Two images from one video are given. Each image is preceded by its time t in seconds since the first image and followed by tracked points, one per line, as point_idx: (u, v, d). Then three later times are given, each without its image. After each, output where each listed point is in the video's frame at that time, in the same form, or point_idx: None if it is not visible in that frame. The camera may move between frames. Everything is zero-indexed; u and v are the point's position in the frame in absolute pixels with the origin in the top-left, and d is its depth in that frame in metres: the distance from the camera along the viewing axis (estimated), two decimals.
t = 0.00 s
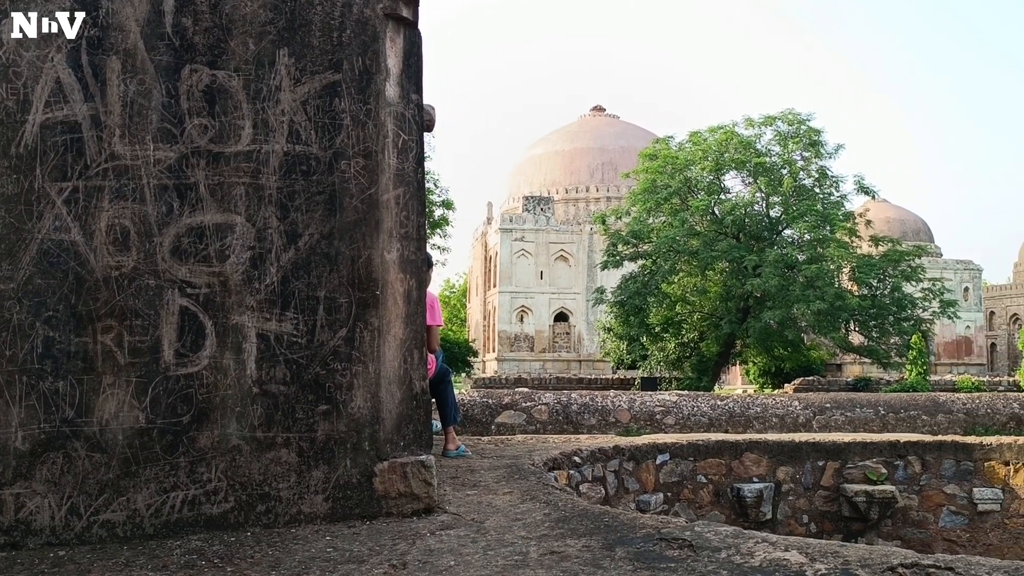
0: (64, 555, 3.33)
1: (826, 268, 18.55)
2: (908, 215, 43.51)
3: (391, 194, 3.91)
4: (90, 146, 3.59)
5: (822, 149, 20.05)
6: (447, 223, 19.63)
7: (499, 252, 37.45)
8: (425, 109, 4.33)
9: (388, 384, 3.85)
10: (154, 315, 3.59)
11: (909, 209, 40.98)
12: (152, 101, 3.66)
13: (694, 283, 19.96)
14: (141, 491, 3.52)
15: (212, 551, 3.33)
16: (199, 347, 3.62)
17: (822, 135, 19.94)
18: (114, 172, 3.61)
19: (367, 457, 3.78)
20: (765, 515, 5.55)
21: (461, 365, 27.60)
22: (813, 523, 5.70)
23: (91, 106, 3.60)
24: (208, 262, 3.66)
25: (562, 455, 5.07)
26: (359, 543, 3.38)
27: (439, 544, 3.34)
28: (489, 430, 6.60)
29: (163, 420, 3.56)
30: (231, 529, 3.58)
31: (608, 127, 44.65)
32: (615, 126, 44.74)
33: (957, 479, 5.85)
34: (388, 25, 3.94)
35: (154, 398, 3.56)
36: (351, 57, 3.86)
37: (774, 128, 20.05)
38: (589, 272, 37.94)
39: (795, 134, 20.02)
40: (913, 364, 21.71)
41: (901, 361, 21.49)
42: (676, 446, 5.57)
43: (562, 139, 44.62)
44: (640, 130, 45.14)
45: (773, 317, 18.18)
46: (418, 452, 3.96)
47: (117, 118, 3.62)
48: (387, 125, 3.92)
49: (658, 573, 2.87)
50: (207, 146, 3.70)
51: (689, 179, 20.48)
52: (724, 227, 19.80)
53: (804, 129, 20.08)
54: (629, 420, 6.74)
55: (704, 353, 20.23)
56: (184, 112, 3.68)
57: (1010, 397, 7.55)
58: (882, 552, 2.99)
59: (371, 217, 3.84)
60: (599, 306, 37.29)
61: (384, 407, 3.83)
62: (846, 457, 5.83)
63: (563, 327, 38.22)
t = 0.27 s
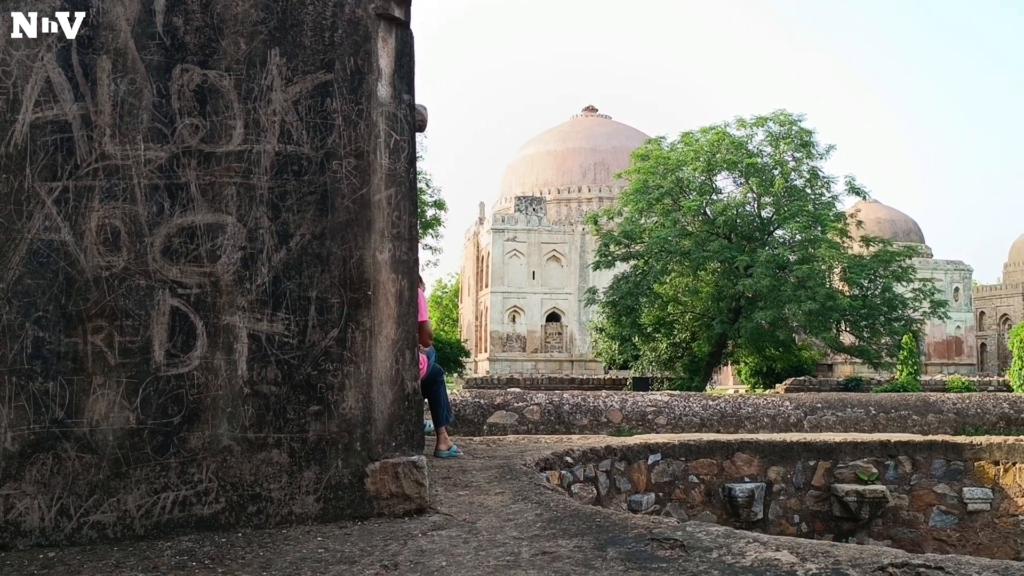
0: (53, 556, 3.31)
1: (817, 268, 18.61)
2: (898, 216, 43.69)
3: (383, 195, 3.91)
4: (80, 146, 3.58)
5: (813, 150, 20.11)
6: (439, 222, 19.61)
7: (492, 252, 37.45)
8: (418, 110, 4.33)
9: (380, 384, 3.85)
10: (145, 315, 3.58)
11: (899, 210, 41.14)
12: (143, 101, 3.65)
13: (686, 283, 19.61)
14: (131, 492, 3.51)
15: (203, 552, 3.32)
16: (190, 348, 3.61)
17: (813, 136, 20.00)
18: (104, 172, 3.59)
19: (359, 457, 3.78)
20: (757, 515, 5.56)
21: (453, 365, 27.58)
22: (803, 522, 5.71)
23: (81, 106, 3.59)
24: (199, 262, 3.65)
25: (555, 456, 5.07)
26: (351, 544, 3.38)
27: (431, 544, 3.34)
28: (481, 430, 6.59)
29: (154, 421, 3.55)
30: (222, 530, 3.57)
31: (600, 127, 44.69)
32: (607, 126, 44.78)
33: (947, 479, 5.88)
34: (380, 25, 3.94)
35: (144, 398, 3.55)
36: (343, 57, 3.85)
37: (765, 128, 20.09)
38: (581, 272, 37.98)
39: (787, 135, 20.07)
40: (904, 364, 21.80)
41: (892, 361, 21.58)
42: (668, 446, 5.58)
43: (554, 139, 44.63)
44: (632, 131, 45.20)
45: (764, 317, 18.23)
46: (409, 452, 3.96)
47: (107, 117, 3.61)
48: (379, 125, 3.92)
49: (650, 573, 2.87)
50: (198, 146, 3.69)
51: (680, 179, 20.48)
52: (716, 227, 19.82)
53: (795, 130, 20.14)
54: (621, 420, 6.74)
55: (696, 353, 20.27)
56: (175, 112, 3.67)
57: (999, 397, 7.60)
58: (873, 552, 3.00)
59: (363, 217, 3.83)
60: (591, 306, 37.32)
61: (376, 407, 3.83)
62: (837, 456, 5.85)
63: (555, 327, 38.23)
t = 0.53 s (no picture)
0: (46, 557, 3.30)
1: (811, 268, 18.65)
2: (891, 216, 43.82)
3: (376, 194, 3.90)
4: (72, 145, 3.56)
5: (806, 151, 20.17)
6: (433, 222, 19.61)
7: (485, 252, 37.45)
8: (411, 109, 4.32)
9: (373, 384, 3.84)
10: (138, 315, 3.57)
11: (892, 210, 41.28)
12: (136, 100, 3.63)
13: (680, 284, 19.71)
14: (124, 492, 3.50)
15: (196, 552, 3.31)
16: (183, 347, 3.60)
17: (807, 137, 20.06)
18: (97, 171, 3.58)
19: (352, 457, 3.77)
20: (750, 515, 5.56)
21: (446, 365, 27.57)
22: (797, 522, 5.72)
23: (73, 104, 3.58)
24: (192, 262, 3.64)
25: (548, 456, 5.08)
26: (345, 544, 3.37)
27: (425, 544, 3.33)
28: (474, 430, 6.59)
29: (146, 421, 3.54)
30: (215, 530, 3.56)
31: (593, 127, 44.71)
32: (601, 126, 44.81)
33: (939, 478, 5.90)
34: (373, 24, 3.94)
35: (137, 399, 3.54)
36: (336, 57, 3.85)
37: (759, 129, 20.14)
38: (574, 272, 38.01)
39: (780, 135, 20.13)
40: (896, 364, 21.85)
41: (885, 361, 21.64)
42: (661, 446, 5.58)
43: (547, 139, 44.65)
44: (626, 131, 45.24)
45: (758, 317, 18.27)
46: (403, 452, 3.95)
47: (100, 117, 3.59)
48: (373, 124, 3.91)
49: (644, 573, 2.87)
50: (191, 145, 3.68)
51: (674, 179, 20.50)
52: (709, 228, 19.87)
53: (789, 130, 20.19)
54: (614, 420, 6.75)
55: (689, 353, 20.32)
56: (168, 111, 3.66)
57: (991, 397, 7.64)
58: (866, 551, 3.01)
59: (357, 217, 3.83)
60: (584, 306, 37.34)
61: (369, 407, 3.82)
62: (830, 456, 5.87)
63: (549, 327, 38.24)
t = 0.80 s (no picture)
0: (38, 558, 3.29)
1: (804, 268, 18.69)
2: (885, 216, 43.96)
3: (370, 194, 3.90)
4: (65, 144, 3.55)
5: (800, 150, 20.19)
6: (427, 222, 19.59)
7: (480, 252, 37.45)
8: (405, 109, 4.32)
9: (367, 384, 3.84)
10: (131, 314, 3.56)
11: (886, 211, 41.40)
12: (129, 99, 3.62)
13: (674, 283, 19.66)
14: (117, 492, 3.48)
15: (189, 552, 3.30)
16: (176, 347, 3.59)
17: (800, 137, 20.10)
18: (89, 170, 3.57)
19: (346, 457, 3.77)
20: (744, 514, 5.57)
21: (441, 365, 27.56)
22: (790, 522, 5.74)
23: (66, 103, 3.56)
24: (185, 262, 3.63)
25: (542, 455, 5.08)
26: (338, 544, 3.37)
27: (418, 544, 3.33)
28: (469, 430, 6.59)
29: (139, 421, 3.53)
30: (209, 530, 3.56)
31: (588, 127, 44.71)
32: (596, 126, 44.82)
33: (932, 478, 5.91)
34: (367, 23, 3.93)
35: (130, 398, 3.53)
36: (330, 56, 3.84)
37: (753, 129, 20.16)
38: (569, 272, 38.03)
39: (775, 135, 20.15)
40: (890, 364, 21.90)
41: (878, 361, 21.68)
42: (656, 446, 5.58)
43: (542, 139, 44.65)
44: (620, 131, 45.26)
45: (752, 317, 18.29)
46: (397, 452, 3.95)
47: (92, 116, 3.58)
48: (367, 124, 3.91)
49: (638, 572, 2.88)
50: (184, 144, 3.67)
51: (669, 179, 20.52)
52: (703, 227, 19.89)
53: (783, 130, 20.22)
54: (609, 420, 6.75)
55: (683, 353, 20.34)
56: (162, 110, 3.65)
57: (983, 396, 7.68)
58: (859, 550, 3.01)
59: (350, 217, 3.82)
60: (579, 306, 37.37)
61: (363, 407, 3.82)
62: (823, 456, 5.88)
63: (543, 327, 38.25)
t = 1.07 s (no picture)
0: (29, 558, 3.28)
1: (798, 268, 18.72)
2: (878, 216, 44.06)
3: (363, 193, 3.89)
4: (57, 143, 3.54)
5: (794, 150, 20.23)
6: (421, 221, 19.58)
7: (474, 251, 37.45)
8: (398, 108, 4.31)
9: (361, 383, 3.84)
10: (123, 314, 3.55)
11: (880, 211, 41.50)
12: (121, 98, 3.61)
13: (668, 283, 19.92)
14: (109, 492, 3.47)
15: (181, 552, 3.29)
16: (169, 347, 3.58)
17: (794, 137, 20.13)
18: (82, 169, 3.56)
19: (339, 457, 3.76)
20: (737, 513, 5.58)
21: (435, 365, 27.55)
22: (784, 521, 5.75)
23: (58, 102, 3.55)
24: (178, 261, 3.62)
25: (536, 455, 5.07)
26: (332, 544, 3.36)
27: (412, 544, 3.33)
28: (462, 430, 6.59)
29: (132, 420, 3.52)
30: (201, 530, 3.55)
31: (582, 126, 44.73)
32: (590, 125, 44.84)
33: (925, 477, 5.93)
34: (361, 22, 3.93)
35: (122, 398, 3.52)
36: (323, 55, 3.84)
37: (747, 129, 20.19)
38: (563, 272, 38.04)
39: (768, 135, 20.19)
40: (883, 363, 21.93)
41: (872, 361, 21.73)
42: (649, 446, 5.59)
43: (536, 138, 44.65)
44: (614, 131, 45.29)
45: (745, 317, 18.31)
46: (390, 452, 3.94)
47: (84, 114, 3.57)
48: (360, 123, 3.90)
49: (631, 572, 2.87)
50: (177, 143, 3.66)
51: (663, 179, 20.55)
52: (697, 227, 19.93)
53: (777, 130, 20.26)
54: (603, 419, 6.75)
55: (677, 352, 20.36)
56: (154, 109, 3.64)
57: (976, 396, 7.71)
58: (852, 549, 3.02)
59: (344, 216, 3.82)
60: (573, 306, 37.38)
61: (356, 407, 3.81)
62: (817, 455, 5.90)
63: (537, 326, 38.25)
